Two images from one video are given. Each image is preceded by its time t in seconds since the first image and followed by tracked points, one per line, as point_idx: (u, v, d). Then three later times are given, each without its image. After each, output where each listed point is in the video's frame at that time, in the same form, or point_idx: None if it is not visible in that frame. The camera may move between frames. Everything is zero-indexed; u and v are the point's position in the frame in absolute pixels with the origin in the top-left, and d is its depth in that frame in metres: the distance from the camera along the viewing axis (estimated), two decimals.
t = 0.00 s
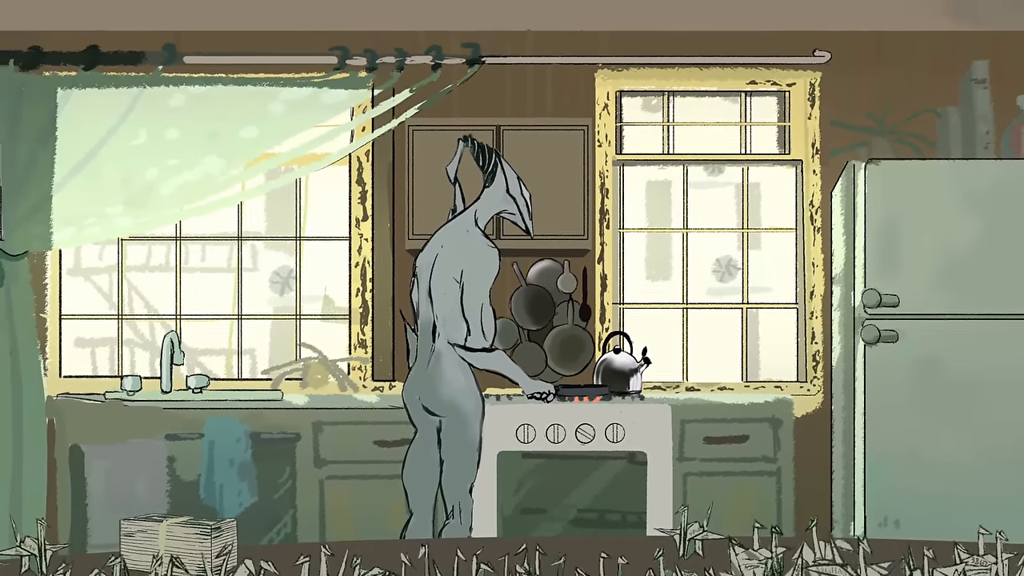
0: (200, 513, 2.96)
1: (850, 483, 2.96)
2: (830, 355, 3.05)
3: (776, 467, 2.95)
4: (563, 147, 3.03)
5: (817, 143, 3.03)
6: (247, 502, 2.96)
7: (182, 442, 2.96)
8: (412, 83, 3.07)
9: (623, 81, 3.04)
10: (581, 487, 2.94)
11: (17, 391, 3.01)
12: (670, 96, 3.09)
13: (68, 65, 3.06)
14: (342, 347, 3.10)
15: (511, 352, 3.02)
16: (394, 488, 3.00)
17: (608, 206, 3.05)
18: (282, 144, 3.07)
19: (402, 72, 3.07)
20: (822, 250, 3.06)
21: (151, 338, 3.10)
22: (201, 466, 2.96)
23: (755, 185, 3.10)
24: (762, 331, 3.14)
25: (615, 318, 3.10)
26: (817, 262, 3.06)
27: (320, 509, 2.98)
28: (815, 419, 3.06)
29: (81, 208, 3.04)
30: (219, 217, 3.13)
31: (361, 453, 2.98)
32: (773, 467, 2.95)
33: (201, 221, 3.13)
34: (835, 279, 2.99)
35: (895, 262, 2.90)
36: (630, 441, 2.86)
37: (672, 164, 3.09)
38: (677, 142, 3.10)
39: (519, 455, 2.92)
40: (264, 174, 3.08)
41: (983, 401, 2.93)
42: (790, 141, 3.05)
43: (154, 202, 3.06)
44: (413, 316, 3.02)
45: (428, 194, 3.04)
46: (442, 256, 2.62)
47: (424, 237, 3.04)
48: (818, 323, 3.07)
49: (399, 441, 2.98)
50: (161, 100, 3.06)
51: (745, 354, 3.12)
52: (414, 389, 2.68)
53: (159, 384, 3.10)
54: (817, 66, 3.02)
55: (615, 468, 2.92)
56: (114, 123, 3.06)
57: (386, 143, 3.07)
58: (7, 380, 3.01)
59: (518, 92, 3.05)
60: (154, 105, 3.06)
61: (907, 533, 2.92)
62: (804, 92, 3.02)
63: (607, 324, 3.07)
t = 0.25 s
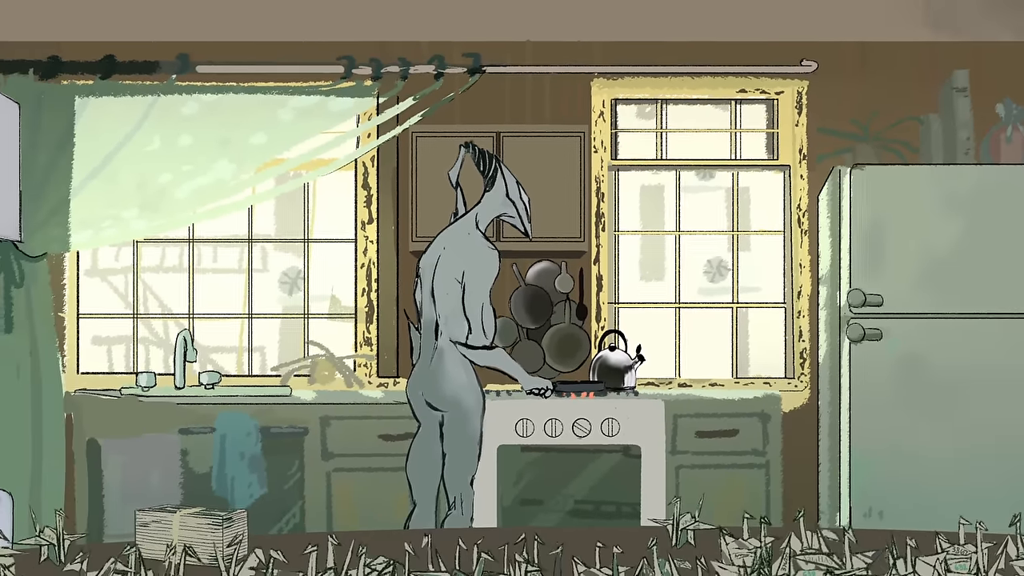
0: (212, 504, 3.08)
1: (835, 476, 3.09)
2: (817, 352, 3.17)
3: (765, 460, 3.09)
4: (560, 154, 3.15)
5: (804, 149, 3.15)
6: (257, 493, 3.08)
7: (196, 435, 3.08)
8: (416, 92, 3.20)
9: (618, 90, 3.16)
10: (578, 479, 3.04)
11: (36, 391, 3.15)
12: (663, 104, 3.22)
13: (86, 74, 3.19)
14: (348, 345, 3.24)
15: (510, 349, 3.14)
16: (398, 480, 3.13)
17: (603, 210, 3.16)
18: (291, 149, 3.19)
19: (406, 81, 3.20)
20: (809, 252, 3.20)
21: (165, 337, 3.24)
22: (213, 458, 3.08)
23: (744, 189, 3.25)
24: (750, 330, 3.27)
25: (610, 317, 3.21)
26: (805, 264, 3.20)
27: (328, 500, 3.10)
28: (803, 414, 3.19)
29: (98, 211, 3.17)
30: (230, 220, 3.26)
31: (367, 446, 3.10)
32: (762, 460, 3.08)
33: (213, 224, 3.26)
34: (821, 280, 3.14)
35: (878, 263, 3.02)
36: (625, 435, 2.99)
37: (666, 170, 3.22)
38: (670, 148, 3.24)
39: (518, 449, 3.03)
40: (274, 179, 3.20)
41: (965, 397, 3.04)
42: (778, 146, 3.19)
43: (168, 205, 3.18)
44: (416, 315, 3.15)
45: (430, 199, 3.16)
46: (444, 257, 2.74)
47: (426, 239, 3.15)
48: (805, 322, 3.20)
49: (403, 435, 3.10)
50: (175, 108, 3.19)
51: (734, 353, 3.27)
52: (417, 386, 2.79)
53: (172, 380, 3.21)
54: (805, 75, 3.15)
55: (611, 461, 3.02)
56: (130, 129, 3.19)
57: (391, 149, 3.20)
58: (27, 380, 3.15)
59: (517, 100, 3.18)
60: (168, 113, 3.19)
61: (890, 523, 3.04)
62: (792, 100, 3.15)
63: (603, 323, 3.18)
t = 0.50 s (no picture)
0: (223, 497, 3.17)
1: (824, 470, 3.18)
2: (806, 350, 3.30)
3: (755, 454, 3.19)
4: (558, 158, 3.26)
5: (794, 153, 3.26)
6: (265, 487, 3.18)
7: (206, 430, 3.19)
8: (419, 99, 3.31)
9: (614, 97, 3.28)
10: (575, 472, 3.16)
11: (52, 388, 3.26)
12: (658, 111, 3.35)
13: (99, 82, 3.31)
14: (353, 342, 3.36)
15: (510, 347, 3.26)
16: (402, 473, 3.24)
17: (600, 212, 3.28)
18: (298, 154, 3.31)
19: (409, 88, 3.31)
20: (798, 253, 3.29)
21: (177, 335, 3.36)
22: (223, 452, 3.19)
23: (736, 194, 3.36)
24: (741, 328, 3.39)
25: (607, 315, 3.33)
26: (794, 264, 3.30)
27: (333, 493, 3.20)
28: (793, 410, 3.31)
29: (111, 214, 3.28)
30: (240, 223, 3.38)
31: (372, 440, 3.21)
32: (753, 454, 3.18)
33: (223, 226, 3.39)
34: (811, 279, 3.21)
35: (866, 265, 3.13)
36: (621, 430, 3.09)
37: (660, 175, 3.35)
38: (664, 153, 3.37)
39: (517, 443, 3.15)
40: (282, 183, 3.32)
41: (948, 394, 3.16)
42: (768, 151, 3.28)
43: (179, 208, 3.29)
44: (419, 314, 3.26)
45: (433, 202, 3.27)
46: (446, 258, 2.85)
47: (429, 241, 3.27)
48: (795, 321, 3.31)
49: (407, 429, 3.22)
50: (186, 114, 3.30)
51: (726, 351, 3.39)
52: (419, 382, 2.91)
53: (184, 377, 3.34)
54: (794, 82, 3.27)
55: (607, 455, 3.14)
56: (143, 135, 3.30)
57: (395, 154, 3.31)
58: (44, 377, 3.27)
59: (517, 106, 3.29)
60: (179, 119, 3.31)
61: (876, 515, 3.15)
62: (782, 107, 3.26)
63: (600, 322, 3.30)
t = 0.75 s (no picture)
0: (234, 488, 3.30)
1: (810, 461, 3.35)
2: (793, 347, 3.45)
3: (745, 447, 3.32)
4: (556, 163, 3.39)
5: (782, 159, 3.40)
6: (275, 479, 3.31)
7: (218, 425, 3.31)
8: (422, 107, 3.45)
9: (609, 105, 3.42)
10: (572, 464, 3.27)
11: (70, 385, 3.40)
12: (651, 118, 3.49)
13: (115, 90, 3.45)
14: (359, 340, 3.51)
15: (509, 345, 3.39)
16: (406, 466, 3.37)
17: (595, 216, 3.43)
18: (307, 160, 3.45)
19: (413, 96, 3.45)
20: (786, 255, 3.44)
21: (190, 333, 3.50)
22: (234, 446, 3.31)
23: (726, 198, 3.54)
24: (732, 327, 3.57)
25: (603, 314, 3.47)
26: (782, 265, 3.44)
27: (340, 484, 3.34)
28: (779, 405, 3.49)
29: (127, 217, 3.42)
30: (250, 226, 3.53)
31: (378, 434, 3.34)
32: (743, 447, 3.31)
33: (235, 228, 3.54)
34: (797, 280, 3.40)
35: (850, 265, 3.26)
36: (616, 425, 3.23)
37: (653, 180, 3.50)
38: (658, 159, 3.53)
39: (516, 437, 3.28)
40: (291, 187, 3.46)
41: (930, 390, 3.27)
42: (757, 157, 3.42)
43: (192, 211, 3.43)
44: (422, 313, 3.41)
45: (436, 206, 3.39)
46: (448, 260, 2.98)
47: (432, 243, 3.39)
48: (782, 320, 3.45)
49: (410, 424, 3.35)
50: (198, 121, 3.45)
51: (717, 347, 3.57)
52: (423, 378, 3.04)
53: (197, 373, 3.51)
54: (781, 91, 3.40)
55: (602, 448, 3.26)
56: (157, 141, 3.44)
57: (399, 159, 3.45)
58: (62, 375, 3.40)
59: (516, 114, 3.43)
60: (192, 126, 3.45)
61: (861, 506, 3.29)
62: (770, 114, 3.40)
63: (596, 321, 3.44)
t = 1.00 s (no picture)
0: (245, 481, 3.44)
1: (798, 454, 3.49)
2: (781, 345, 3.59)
3: (735, 441, 3.46)
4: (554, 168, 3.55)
5: (770, 165, 3.56)
6: (284, 471, 3.44)
7: (230, 419, 3.44)
8: (425, 114, 3.60)
9: (605, 112, 3.57)
10: (569, 457, 3.41)
11: (87, 384, 3.55)
12: (645, 125, 3.65)
13: (131, 100, 3.59)
14: (365, 339, 3.67)
15: (509, 342, 3.55)
16: (410, 459, 3.51)
17: (591, 219, 3.57)
18: (315, 165, 3.60)
19: (416, 104, 3.60)
20: (775, 257, 3.61)
21: (202, 331, 3.65)
22: (245, 440, 3.44)
23: (717, 201, 3.66)
24: (722, 325, 3.68)
25: (598, 313, 3.63)
26: (770, 267, 3.60)
27: (347, 476, 3.49)
28: (769, 401, 3.63)
29: (144, 220, 3.58)
30: (260, 228, 3.67)
31: (383, 428, 3.49)
32: (732, 441, 3.46)
33: (245, 231, 3.68)
34: (785, 280, 3.54)
35: (837, 266, 3.39)
36: (611, 419, 3.38)
37: (647, 184, 3.65)
38: (651, 163, 3.65)
39: (515, 431, 3.41)
40: (299, 192, 3.61)
41: (912, 386, 3.42)
42: (747, 162, 3.58)
43: (205, 214, 3.58)
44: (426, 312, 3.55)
45: (439, 209, 3.56)
46: (450, 261, 3.12)
47: (435, 245, 3.56)
48: (770, 319, 3.62)
49: (414, 418, 3.50)
50: (211, 128, 3.59)
51: (709, 344, 3.68)
52: (426, 374, 3.17)
53: (208, 370, 3.65)
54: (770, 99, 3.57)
55: (598, 442, 3.40)
56: (171, 147, 3.59)
57: (403, 164, 3.59)
58: (80, 374, 3.55)
59: (515, 121, 3.57)
60: (204, 132, 3.59)
61: (847, 498, 3.41)
62: (759, 122, 3.56)
63: (592, 319, 3.59)
